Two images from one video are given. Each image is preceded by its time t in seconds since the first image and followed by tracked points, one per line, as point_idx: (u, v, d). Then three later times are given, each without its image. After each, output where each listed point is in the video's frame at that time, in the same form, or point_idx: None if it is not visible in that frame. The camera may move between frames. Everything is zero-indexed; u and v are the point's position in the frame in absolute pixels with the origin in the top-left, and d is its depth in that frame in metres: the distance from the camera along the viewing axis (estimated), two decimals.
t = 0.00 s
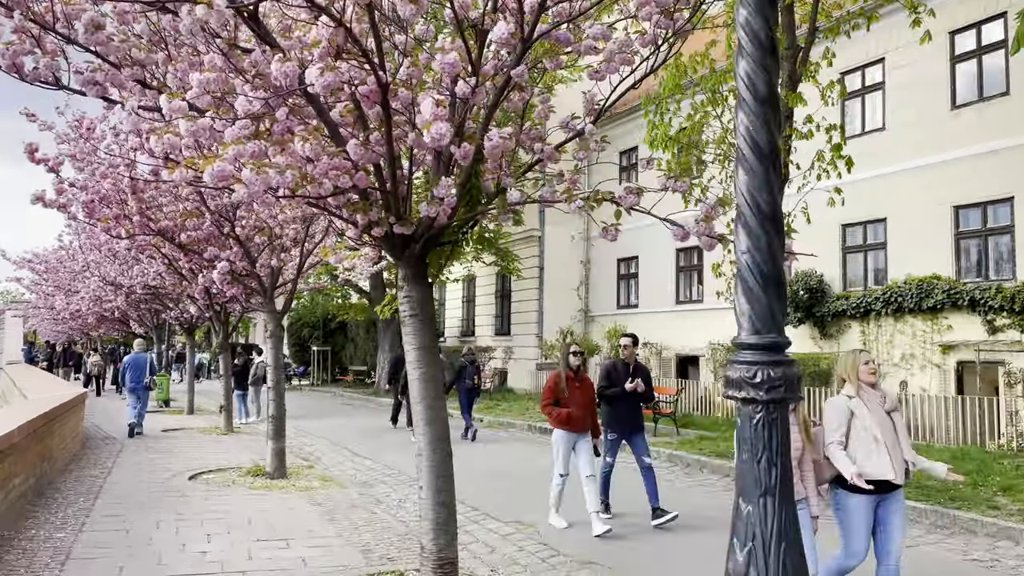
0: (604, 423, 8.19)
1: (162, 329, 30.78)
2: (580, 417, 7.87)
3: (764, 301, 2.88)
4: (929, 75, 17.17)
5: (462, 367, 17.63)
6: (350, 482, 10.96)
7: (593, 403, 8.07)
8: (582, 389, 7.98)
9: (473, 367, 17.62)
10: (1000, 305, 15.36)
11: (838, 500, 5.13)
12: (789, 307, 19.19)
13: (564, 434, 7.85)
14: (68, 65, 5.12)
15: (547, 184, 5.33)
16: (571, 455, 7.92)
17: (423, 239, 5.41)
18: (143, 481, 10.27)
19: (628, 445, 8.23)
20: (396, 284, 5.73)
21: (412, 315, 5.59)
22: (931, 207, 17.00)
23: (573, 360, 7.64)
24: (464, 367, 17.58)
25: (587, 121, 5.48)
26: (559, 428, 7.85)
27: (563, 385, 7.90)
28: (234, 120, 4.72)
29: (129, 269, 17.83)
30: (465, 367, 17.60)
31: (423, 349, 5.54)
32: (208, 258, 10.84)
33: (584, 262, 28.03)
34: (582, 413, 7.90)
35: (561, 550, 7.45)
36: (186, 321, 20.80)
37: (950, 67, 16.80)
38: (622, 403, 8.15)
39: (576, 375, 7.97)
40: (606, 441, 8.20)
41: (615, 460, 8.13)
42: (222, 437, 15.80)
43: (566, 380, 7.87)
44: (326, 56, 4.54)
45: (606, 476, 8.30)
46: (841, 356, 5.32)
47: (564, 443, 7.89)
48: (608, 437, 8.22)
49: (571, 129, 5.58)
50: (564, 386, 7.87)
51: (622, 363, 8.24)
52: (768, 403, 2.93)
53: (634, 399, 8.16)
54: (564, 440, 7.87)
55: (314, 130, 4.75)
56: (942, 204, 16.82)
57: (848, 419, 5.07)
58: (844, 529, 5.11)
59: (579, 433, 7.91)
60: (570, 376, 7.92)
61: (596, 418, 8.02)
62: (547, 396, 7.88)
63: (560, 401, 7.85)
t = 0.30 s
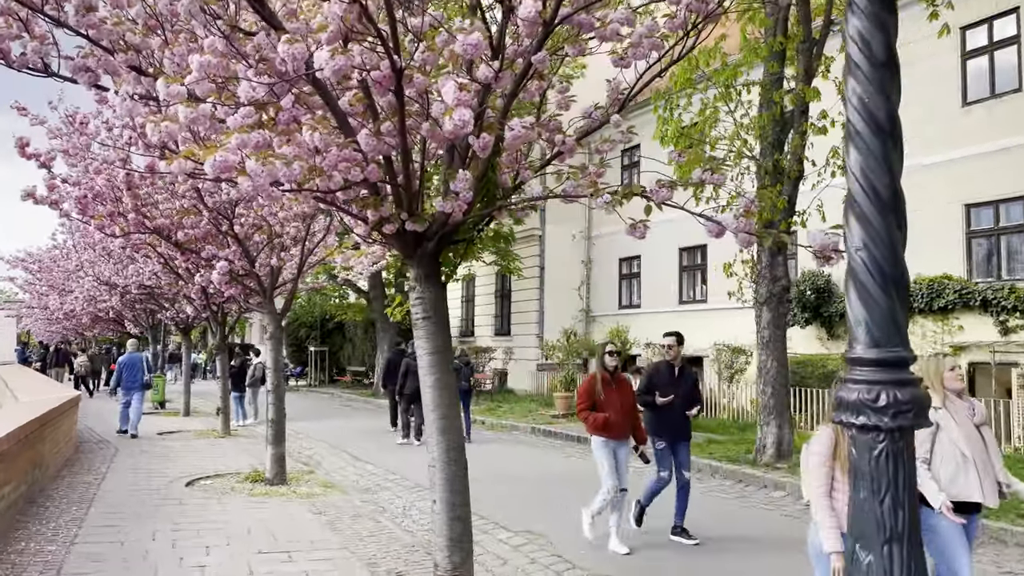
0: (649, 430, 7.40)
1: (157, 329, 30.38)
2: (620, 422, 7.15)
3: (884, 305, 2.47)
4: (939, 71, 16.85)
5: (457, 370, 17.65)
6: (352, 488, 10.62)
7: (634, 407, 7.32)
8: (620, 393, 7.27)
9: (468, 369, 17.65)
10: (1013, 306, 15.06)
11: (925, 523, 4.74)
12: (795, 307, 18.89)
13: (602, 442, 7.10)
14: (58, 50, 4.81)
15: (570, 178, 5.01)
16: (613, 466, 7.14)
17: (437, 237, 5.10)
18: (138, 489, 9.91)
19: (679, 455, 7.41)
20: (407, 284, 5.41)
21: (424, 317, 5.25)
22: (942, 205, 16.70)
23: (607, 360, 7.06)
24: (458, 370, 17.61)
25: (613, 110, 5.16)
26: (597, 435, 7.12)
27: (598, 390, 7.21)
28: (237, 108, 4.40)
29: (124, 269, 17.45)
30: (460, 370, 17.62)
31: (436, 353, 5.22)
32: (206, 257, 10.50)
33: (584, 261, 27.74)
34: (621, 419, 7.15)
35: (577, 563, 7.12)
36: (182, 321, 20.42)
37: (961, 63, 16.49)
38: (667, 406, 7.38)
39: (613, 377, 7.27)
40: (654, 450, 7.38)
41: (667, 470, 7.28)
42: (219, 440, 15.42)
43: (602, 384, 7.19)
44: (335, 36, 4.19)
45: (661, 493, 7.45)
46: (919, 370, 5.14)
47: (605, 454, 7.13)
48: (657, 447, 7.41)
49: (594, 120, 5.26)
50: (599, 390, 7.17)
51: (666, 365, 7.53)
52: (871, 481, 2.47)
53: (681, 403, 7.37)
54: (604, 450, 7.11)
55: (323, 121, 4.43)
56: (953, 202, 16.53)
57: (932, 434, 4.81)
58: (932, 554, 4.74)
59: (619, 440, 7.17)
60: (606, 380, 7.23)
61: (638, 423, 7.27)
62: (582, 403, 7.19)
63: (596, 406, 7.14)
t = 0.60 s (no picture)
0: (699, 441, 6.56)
1: (156, 329, 30.01)
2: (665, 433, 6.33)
3: None
4: (951, 68, 16.62)
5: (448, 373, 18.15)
6: (359, 492, 10.33)
7: (682, 416, 6.50)
8: (665, 402, 6.45)
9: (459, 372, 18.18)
10: None
11: None
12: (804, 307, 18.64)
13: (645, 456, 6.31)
14: (58, 34, 4.55)
15: (601, 167, 4.73)
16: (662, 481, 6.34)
17: (458, 230, 4.80)
18: (138, 493, 9.62)
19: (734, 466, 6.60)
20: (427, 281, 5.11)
21: (444, 316, 4.96)
22: (955, 204, 16.45)
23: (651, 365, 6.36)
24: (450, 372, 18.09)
25: (644, 96, 4.89)
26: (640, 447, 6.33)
27: (641, 398, 6.42)
28: (250, 89, 4.13)
29: (124, 267, 17.14)
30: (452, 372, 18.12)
31: (458, 353, 4.93)
32: (208, 255, 10.15)
33: (587, 261, 27.47)
34: (667, 428, 6.36)
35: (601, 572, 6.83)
36: (181, 320, 20.12)
37: (974, 60, 16.26)
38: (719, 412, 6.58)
39: (657, 384, 6.48)
40: (707, 461, 6.54)
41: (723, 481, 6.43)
42: (220, 443, 15.12)
43: (646, 392, 6.40)
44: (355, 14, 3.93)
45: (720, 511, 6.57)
46: None
47: (650, 468, 6.33)
48: (710, 457, 6.58)
49: (624, 107, 5.00)
50: (643, 399, 6.38)
51: (715, 368, 6.76)
52: (1019, 492, 2.18)
53: (732, 408, 6.61)
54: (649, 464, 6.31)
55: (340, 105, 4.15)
56: (966, 201, 16.28)
57: None
58: None
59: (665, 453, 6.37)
60: (649, 386, 6.44)
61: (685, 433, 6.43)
62: (623, 413, 6.42)
63: (639, 415, 6.36)
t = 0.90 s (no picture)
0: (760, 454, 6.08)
1: (155, 330, 29.68)
2: (724, 440, 5.76)
3: None
4: (966, 65, 16.35)
5: (444, 373, 18.12)
6: (367, 499, 10.05)
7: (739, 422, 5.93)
8: (722, 405, 5.87)
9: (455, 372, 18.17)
10: None
11: None
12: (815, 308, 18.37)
13: (702, 465, 5.74)
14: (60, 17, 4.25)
15: (640, 161, 4.48)
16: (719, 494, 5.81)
17: (486, 230, 4.52)
18: (140, 501, 9.32)
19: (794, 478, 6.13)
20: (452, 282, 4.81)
21: (471, 318, 4.66)
22: (970, 204, 16.18)
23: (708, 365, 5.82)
24: (446, 372, 18.06)
25: (685, 84, 4.61)
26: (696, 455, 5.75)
27: (696, 401, 5.82)
28: (269, 74, 3.87)
29: (125, 267, 16.83)
30: (448, 372, 18.08)
31: (485, 360, 4.63)
32: (213, 254, 9.80)
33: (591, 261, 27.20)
34: (726, 436, 5.80)
35: None
36: (181, 321, 19.83)
37: (990, 57, 15.99)
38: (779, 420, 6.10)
39: (712, 387, 5.90)
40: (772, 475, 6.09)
41: (790, 500, 5.97)
42: (223, 446, 14.81)
43: (701, 395, 5.80)
44: None
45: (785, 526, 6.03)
46: None
47: (705, 479, 5.78)
48: (772, 470, 6.10)
49: (663, 95, 4.71)
50: (698, 402, 5.78)
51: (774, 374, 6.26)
52: None
53: (794, 416, 6.14)
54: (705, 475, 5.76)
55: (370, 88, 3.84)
56: (982, 200, 16.00)
57: None
58: None
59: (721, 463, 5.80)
60: (704, 388, 5.85)
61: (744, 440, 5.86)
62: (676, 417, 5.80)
63: (695, 420, 5.75)
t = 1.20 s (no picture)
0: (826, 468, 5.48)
1: (155, 329, 29.38)
2: (796, 456, 5.17)
3: None
4: (982, 60, 16.04)
5: (442, 372, 18.00)
6: (375, 502, 9.77)
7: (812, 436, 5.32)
8: (794, 417, 5.27)
9: (453, 370, 18.07)
10: None
11: None
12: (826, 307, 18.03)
13: (770, 484, 5.15)
14: None
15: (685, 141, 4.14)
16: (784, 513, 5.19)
17: (514, 220, 4.25)
18: (143, 505, 9.05)
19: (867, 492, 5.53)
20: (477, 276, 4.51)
21: (499, 315, 4.37)
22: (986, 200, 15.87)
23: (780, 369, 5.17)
24: (444, 371, 17.96)
25: (728, 63, 4.31)
26: (764, 473, 5.17)
27: (767, 411, 5.23)
28: (289, 46, 3.58)
29: (126, 265, 16.54)
30: (447, 370, 17.98)
31: (515, 358, 4.34)
32: (217, 250, 9.50)
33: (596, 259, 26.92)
34: (797, 451, 5.18)
35: None
36: (182, 320, 19.53)
37: (1006, 50, 15.68)
38: (853, 429, 5.42)
39: (783, 397, 5.30)
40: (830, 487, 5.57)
41: (837, 514, 5.60)
42: (227, 448, 14.54)
43: (770, 405, 5.22)
44: None
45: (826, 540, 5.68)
46: None
47: (771, 496, 5.16)
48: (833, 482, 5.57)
49: (704, 76, 4.41)
50: (766, 413, 5.19)
51: (849, 373, 5.57)
52: None
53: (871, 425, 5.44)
54: (770, 491, 5.14)
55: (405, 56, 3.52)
56: (998, 197, 15.68)
57: None
58: None
59: (792, 482, 5.21)
60: (774, 398, 5.26)
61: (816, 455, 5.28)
62: (740, 429, 5.25)
63: (764, 433, 5.17)
